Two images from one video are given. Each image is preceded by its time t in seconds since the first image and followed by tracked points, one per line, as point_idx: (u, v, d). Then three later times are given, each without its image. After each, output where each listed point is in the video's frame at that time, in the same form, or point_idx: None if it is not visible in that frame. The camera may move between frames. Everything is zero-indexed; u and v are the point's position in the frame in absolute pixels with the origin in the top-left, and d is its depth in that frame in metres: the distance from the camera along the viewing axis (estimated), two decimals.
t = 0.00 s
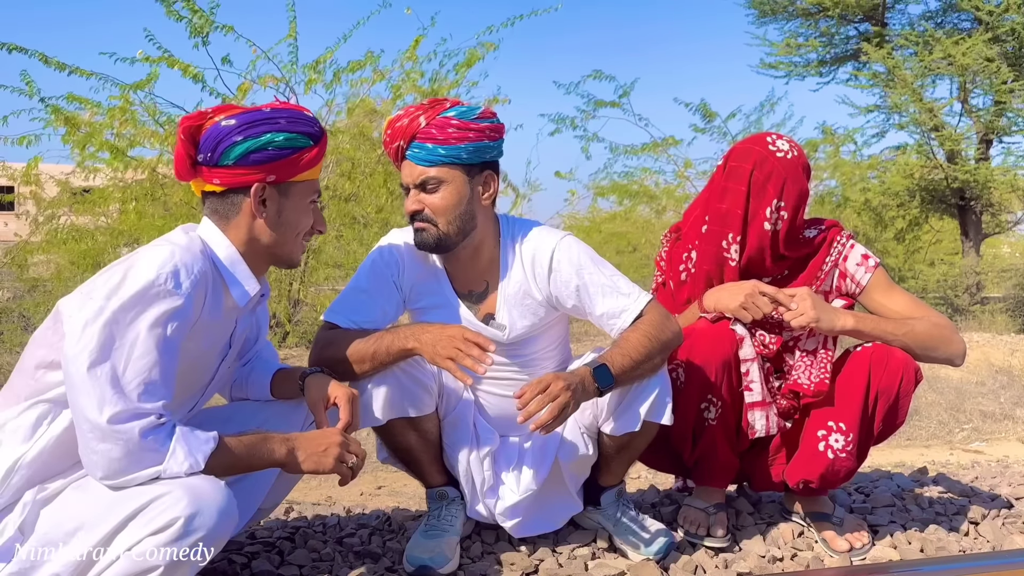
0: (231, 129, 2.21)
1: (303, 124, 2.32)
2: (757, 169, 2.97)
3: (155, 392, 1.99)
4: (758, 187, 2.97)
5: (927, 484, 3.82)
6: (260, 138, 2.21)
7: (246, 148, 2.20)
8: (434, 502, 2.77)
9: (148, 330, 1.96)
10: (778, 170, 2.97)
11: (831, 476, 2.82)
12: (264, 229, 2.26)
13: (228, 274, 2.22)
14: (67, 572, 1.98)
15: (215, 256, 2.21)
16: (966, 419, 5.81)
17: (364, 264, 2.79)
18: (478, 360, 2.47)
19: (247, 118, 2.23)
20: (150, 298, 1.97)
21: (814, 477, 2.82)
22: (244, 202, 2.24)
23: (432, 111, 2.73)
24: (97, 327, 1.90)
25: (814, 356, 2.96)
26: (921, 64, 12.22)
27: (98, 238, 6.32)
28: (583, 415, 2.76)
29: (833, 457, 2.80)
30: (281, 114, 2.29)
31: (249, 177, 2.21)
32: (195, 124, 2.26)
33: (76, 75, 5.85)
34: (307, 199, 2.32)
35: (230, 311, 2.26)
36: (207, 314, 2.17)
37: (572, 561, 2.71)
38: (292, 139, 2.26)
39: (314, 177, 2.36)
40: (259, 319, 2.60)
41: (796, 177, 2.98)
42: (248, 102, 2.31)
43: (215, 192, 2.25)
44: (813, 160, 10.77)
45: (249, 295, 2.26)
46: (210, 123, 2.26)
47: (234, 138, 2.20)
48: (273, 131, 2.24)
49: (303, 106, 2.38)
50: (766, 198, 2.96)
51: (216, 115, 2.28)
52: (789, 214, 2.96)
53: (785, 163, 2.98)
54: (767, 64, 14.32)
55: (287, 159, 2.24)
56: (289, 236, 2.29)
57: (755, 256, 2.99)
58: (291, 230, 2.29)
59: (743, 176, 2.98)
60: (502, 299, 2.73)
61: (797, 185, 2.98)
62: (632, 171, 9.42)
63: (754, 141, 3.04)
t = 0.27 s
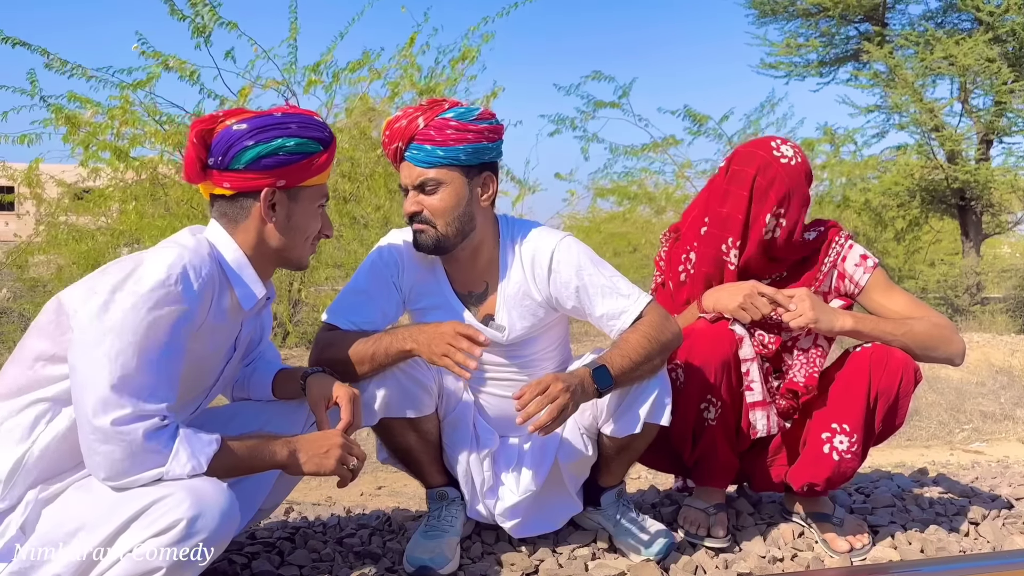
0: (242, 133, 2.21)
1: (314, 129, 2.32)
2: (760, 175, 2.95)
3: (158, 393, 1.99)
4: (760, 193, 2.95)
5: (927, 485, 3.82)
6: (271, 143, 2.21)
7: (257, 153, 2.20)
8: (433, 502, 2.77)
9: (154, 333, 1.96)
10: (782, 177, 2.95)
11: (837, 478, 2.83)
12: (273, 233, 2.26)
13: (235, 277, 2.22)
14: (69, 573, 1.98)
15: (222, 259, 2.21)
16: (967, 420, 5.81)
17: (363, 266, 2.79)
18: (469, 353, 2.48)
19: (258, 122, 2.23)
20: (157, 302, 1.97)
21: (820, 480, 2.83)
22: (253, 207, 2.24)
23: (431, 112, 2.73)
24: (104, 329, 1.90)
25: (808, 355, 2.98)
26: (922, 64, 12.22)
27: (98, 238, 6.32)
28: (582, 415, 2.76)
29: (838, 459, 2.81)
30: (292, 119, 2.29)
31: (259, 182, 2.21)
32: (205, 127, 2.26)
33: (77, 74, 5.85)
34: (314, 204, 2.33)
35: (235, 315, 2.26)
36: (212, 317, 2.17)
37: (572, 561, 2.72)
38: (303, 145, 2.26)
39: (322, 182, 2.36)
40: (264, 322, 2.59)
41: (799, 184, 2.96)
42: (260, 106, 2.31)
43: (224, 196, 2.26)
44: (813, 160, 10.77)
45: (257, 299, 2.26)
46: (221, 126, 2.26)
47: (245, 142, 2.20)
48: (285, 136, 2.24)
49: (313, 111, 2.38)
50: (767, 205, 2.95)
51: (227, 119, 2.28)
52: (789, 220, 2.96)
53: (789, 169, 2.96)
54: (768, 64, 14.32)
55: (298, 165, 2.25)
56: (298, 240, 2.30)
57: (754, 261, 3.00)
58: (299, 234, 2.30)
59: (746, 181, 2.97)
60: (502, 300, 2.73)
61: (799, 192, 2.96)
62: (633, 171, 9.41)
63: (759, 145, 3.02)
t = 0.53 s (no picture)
0: (230, 130, 2.21)
1: (303, 123, 2.31)
2: (771, 202, 2.91)
3: (162, 391, 1.99)
4: (768, 220, 2.91)
5: (927, 485, 3.82)
6: (260, 139, 2.21)
7: (246, 150, 2.19)
8: (433, 502, 2.77)
9: (153, 332, 1.96)
10: (792, 208, 2.91)
11: (833, 476, 2.82)
12: (267, 229, 2.26)
13: (234, 275, 2.22)
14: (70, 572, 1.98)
15: (219, 256, 2.21)
16: (967, 420, 5.81)
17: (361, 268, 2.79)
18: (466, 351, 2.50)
19: (246, 118, 2.23)
20: (156, 300, 1.97)
21: (814, 477, 2.81)
22: (246, 204, 2.24)
23: (426, 114, 2.73)
24: (103, 329, 1.90)
25: (807, 356, 2.96)
26: (922, 64, 12.22)
27: (98, 238, 6.32)
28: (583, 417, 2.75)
29: (834, 457, 2.80)
30: (281, 114, 2.29)
31: (250, 179, 2.20)
32: (194, 125, 2.26)
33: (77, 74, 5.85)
34: (308, 197, 2.32)
35: (235, 313, 2.26)
36: (212, 315, 2.17)
37: (572, 561, 2.71)
38: (292, 139, 2.25)
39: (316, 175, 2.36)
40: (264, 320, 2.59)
41: (807, 216, 2.93)
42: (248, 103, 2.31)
43: (215, 194, 2.25)
44: (813, 161, 10.78)
45: (257, 296, 2.27)
46: (209, 124, 2.26)
47: (234, 139, 2.20)
48: (273, 131, 2.23)
49: (302, 107, 2.38)
50: (772, 234, 2.91)
51: (215, 116, 2.27)
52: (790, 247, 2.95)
53: (800, 200, 2.92)
54: (768, 64, 14.32)
55: (288, 159, 2.24)
56: (293, 235, 2.29)
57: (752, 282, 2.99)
58: (294, 229, 2.29)
59: (756, 206, 2.92)
60: (500, 301, 2.74)
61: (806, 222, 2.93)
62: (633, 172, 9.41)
63: (770, 167, 2.98)
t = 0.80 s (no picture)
0: (207, 125, 2.20)
1: (281, 113, 2.30)
2: (777, 226, 2.82)
3: (154, 391, 1.99)
4: (771, 243, 2.84)
5: (927, 485, 3.82)
6: (238, 132, 2.20)
7: (225, 144, 2.19)
8: (433, 503, 2.77)
9: (142, 331, 1.96)
10: (797, 234, 2.83)
11: (830, 479, 2.81)
12: (250, 221, 2.26)
13: (220, 270, 2.22)
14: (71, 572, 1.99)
15: (204, 251, 2.21)
16: (967, 420, 5.81)
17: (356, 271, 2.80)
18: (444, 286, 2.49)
19: (223, 111, 2.22)
20: (143, 299, 1.96)
21: (812, 480, 2.80)
22: (227, 198, 2.24)
23: (420, 115, 2.73)
24: (92, 331, 1.90)
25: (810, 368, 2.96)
26: (922, 64, 12.22)
27: (98, 238, 6.32)
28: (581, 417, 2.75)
29: (832, 460, 2.79)
30: (258, 104, 2.27)
31: (229, 173, 2.20)
32: (171, 120, 2.25)
33: (76, 75, 5.84)
34: (291, 187, 2.31)
35: (224, 306, 2.26)
36: (201, 311, 2.17)
37: (572, 561, 2.71)
38: (271, 130, 2.24)
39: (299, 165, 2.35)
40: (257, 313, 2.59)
41: (810, 241, 2.86)
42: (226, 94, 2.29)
43: (195, 187, 2.26)
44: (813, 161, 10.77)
45: (242, 289, 2.27)
46: (187, 118, 2.25)
47: (211, 133, 2.19)
48: (251, 124, 2.22)
49: (280, 95, 2.36)
50: (773, 258, 2.84)
51: (193, 109, 2.26)
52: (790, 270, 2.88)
53: (805, 226, 2.84)
54: (768, 64, 14.33)
55: (267, 152, 2.23)
56: (276, 227, 2.29)
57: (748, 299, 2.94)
58: (277, 221, 2.29)
59: (761, 229, 2.84)
60: (495, 301, 2.74)
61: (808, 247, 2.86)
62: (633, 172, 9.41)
63: (779, 189, 2.88)
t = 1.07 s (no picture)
0: (196, 124, 2.20)
1: (271, 114, 2.29)
2: (781, 241, 2.78)
3: (148, 390, 1.99)
4: (774, 258, 2.80)
5: (927, 485, 3.82)
6: (225, 132, 2.19)
7: (212, 144, 2.18)
8: (432, 503, 2.76)
9: (135, 329, 1.96)
10: (801, 248, 2.79)
11: (834, 487, 2.82)
12: (240, 221, 2.26)
13: (212, 271, 2.22)
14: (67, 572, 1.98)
15: (197, 251, 2.22)
16: (967, 420, 5.81)
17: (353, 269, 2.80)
18: (432, 315, 2.46)
19: (212, 111, 2.21)
20: (135, 298, 1.97)
21: (816, 489, 2.81)
22: (216, 197, 2.24)
23: (426, 110, 2.73)
24: (85, 331, 1.90)
25: (814, 380, 2.92)
26: (922, 64, 12.22)
27: (98, 238, 6.32)
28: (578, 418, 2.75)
29: (836, 469, 2.79)
30: (248, 105, 2.26)
31: (218, 173, 2.20)
32: (164, 118, 2.25)
33: (76, 75, 5.83)
34: (282, 188, 2.31)
35: (217, 305, 2.26)
36: (195, 310, 2.17)
37: (572, 561, 2.71)
38: (259, 131, 2.23)
39: (292, 165, 2.34)
40: (252, 314, 2.59)
41: (814, 256, 2.82)
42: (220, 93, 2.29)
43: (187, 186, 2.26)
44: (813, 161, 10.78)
45: (234, 289, 2.27)
46: (179, 116, 2.24)
47: (199, 133, 2.19)
48: (239, 124, 2.21)
49: (272, 95, 2.34)
50: (776, 272, 2.81)
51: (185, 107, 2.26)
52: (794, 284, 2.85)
53: (809, 241, 2.80)
54: (768, 64, 14.34)
55: (254, 153, 2.22)
56: (266, 228, 2.29)
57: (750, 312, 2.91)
58: (267, 221, 2.29)
59: (765, 244, 2.79)
60: (491, 298, 2.73)
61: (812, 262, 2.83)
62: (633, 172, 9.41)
63: (784, 202, 2.83)
